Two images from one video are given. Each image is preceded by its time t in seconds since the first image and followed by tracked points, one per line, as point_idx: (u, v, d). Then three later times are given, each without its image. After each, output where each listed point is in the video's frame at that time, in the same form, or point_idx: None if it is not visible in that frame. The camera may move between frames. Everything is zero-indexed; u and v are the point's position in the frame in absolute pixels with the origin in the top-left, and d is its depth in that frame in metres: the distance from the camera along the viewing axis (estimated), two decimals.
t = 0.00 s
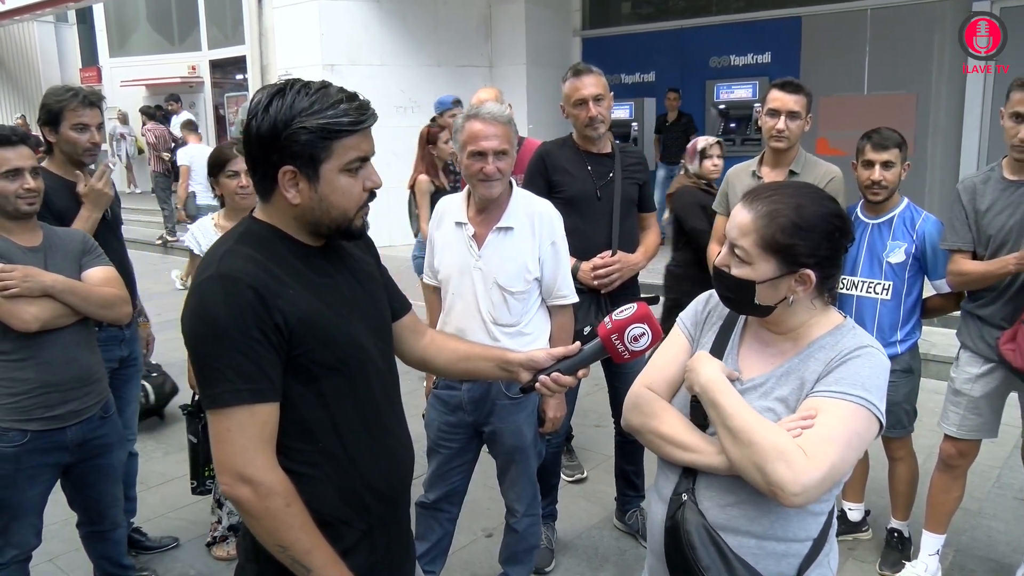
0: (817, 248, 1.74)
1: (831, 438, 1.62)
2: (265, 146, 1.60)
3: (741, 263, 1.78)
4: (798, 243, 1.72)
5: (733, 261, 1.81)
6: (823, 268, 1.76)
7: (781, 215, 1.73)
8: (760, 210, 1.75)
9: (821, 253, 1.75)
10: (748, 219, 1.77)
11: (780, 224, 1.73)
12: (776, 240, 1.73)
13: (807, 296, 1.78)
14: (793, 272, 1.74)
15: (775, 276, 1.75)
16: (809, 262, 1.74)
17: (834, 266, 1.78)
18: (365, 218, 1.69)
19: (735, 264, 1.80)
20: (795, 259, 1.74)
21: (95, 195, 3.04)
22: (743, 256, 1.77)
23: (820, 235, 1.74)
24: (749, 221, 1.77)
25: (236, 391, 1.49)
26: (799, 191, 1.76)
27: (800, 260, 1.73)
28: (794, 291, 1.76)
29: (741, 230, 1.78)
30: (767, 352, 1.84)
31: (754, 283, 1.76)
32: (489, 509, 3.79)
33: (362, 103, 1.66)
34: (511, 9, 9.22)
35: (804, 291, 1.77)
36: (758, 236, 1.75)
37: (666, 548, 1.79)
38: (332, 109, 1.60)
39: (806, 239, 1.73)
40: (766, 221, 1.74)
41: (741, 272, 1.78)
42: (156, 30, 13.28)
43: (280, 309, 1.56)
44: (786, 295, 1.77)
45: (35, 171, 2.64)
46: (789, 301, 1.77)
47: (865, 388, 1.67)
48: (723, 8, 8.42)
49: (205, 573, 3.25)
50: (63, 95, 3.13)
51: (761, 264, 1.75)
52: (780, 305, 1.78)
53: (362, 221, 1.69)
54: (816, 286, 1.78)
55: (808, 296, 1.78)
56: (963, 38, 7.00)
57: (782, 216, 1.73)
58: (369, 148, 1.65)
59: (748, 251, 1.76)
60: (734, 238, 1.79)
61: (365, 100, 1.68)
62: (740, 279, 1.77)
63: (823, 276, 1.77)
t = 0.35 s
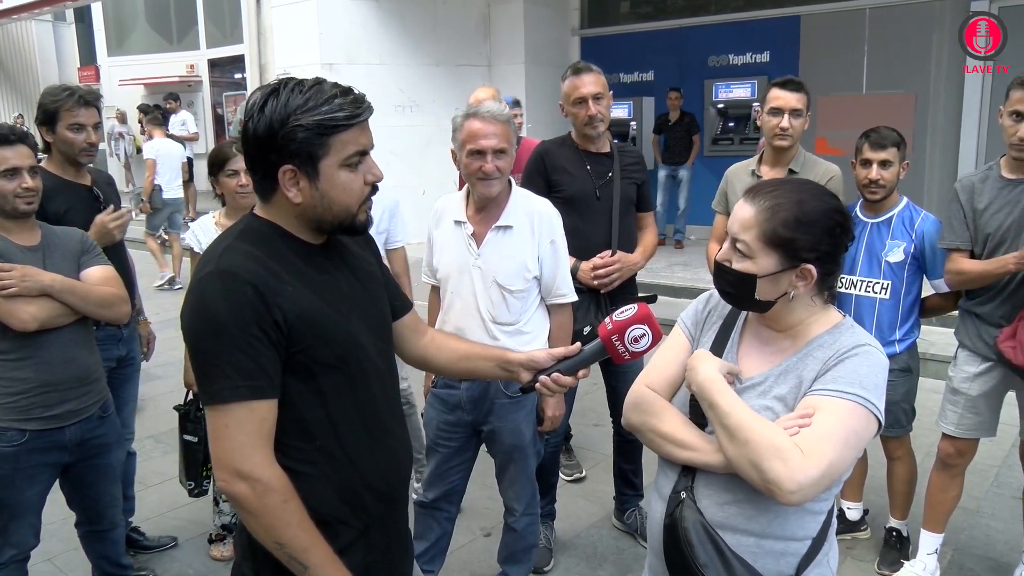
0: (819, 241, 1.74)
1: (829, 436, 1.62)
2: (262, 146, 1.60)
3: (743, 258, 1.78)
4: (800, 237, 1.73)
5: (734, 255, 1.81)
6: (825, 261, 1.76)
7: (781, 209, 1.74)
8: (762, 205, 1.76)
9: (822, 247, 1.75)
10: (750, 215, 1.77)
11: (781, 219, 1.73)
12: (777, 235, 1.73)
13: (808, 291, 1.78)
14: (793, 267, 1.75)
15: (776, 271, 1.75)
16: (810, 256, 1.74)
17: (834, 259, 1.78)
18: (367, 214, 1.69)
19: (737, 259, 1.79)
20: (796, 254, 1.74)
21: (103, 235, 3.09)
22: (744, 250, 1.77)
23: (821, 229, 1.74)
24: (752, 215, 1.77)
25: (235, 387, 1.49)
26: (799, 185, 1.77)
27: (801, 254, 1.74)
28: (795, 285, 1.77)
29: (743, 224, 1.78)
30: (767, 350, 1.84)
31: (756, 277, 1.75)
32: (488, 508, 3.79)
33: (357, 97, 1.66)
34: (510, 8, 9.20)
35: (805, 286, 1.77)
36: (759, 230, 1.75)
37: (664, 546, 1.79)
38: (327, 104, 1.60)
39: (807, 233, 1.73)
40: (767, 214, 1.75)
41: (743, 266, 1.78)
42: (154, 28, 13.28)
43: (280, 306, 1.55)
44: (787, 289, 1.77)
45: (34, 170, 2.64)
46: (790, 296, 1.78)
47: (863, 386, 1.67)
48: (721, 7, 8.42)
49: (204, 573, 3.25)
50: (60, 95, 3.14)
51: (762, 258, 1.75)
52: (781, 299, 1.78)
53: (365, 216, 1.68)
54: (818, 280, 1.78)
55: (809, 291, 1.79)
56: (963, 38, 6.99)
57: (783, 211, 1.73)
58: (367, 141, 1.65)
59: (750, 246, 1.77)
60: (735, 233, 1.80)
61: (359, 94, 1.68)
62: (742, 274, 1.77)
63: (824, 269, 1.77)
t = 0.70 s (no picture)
0: (835, 236, 1.74)
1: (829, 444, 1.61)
2: (264, 143, 1.59)
3: (760, 237, 1.78)
4: (820, 225, 1.73)
5: (751, 235, 1.81)
6: (836, 258, 1.76)
7: (810, 194, 1.75)
8: (791, 189, 1.77)
9: (839, 241, 1.75)
10: (778, 199, 1.78)
11: (808, 204, 1.75)
12: (802, 219, 1.74)
13: (816, 286, 1.78)
14: (808, 257, 1.75)
15: (791, 257, 1.75)
16: (825, 248, 1.74)
17: (847, 259, 1.78)
18: (367, 214, 1.69)
19: (754, 239, 1.80)
20: (813, 242, 1.74)
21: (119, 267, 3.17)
22: (763, 230, 1.78)
23: (843, 225, 1.75)
24: (779, 199, 1.78)
25: (238, 385, 1.49)
26: (824, 180, 1.78)
27: (817, 244, 1.74)
28: (805, 277, 1.77)
29: (769, 205, 1.79)
30: (768, 349, 1.84)
31: (769, 260, 1.75)
32: (489, 508, 3.79)
33: (360, 98, 1.66)
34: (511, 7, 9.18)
35: (815, 280, 1.77)
36: (785, 212, 1.76)
37: (665, 546, 1.79)
38: (331, 104, 1.60)
39: (831, 223, 1.74)
40: (794, 199, 1.76)
41: (757, 247, 1.78)
42: (155, 27, 13.29)
43: (282, 304, 1.55)
44: (796, 281, 1.77)
45: (36, 169, 2.64)
46: (798, 287, 1.78)
47: (863, 386, 1.67)
48: (722, 6, 8.41)
49: (205, 571, 3.25)
50: (61, 93, 3.14)
51: (780, 240, 1.76)
52: (789, 289, 1.78)
53: (365, 217, 1.68)
54: (828, 276, 1.78)
55: (817, 286, 1.79)
56: (963, 38, 7.00)
57: (812, 196, 1.75)
58: (369, 143, 1.65)
59: (771, 227, 1.77)
60: (758, 213, 1.80)
61: (363, 95, 1.68)
62: (755, 254, 1.76)
63: (836, 267, 1.77)
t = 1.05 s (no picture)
0: (830, 234, 1.75)
1: (831, 445, 1.61)
2: (266, 142, 1.59)
3: (756, 242, 1.79)
4: (814, 225, 1.74)
5: (746, 242, 1.82)
6: (833, 255, 1.76)
7: (799, 196, 1.76)
8: (780, 192, 1.78)
9: (835, 240, 1.76)
10: (768, 202, 1.79)
11: (799, 206, 1.75)
12: (793, 221, 1.75)
13: (815, 286, 1.78)
14: (805, 258, 1.75)
15: (788, 259, 1.75)
16: (821, 247, 1.75)
17: (845, 256, 1.79)
18: (369, 213, 1.69)
19: (749, 246, 1.80)
20: (808, 243, 1.75)
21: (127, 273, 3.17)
22: (757, 236, 1.79)
23: (836, 223, 1.76)
24: (768, 203, 1.78)
25: (244, 386, 1.48)
26: (817, 179, 1.79)
27: (813, 243, 1.75)
28: (804, 278, 1.77)
29: (760, 210, 1.79)
30: (771, 349, 1.83)
31: (765, 265, 1.75)
32: (490, 507, 3.79)
33: (363, 97, 1.66)
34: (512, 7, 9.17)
35: (814, 280, 1.77)
36: (775, 217, 1.77)
37: (669, 546, 1.78)
38: (333, 104, 1.60)
39: (823, 222, 1.74)
40: (784, 202, 1.76)
41: (753, 253, 1.78)
42: (156, 26, 13.30)
43: (287, 306, 1.55)
44: (796, 282, 1.77)
45: (37, 168, 2.64)
46: (798, 289, 1.78)
47: (866, 387, 1.66)
48: (724, 6, 8.41)
49: (206, 571, 3.24)
50: (63, 93, 3.14)
51: (775, 245, 1.76)
52: (790, 291, 1.78)
53: (366, 216, 1.68)
54: (826, 276, 1.78)
55: (816, 286, 1.79)
56: (963, 38, 7.02)
57: (802, 198, 1.75)
58: (371, 142, 1.65)
59: (764, 231, 1.78)
60: (751, 219, 1.81)
61: (365, 94, 1.68)
62: (752, 261, 1.77)
63: (835, 265, 1.78)
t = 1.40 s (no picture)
0: (825, 230, 1.75)
1: (820, 437, 1.60)
2: (268, 144, 1.60)
3: (751, 243, 1.80)
4: (807, 222, 1.75)
5: (742, 244, 1.82)
6: (829, 251, 1.77)
7: (790, 195, 1.76)
8: (770, 192, 1.79)
9: (829, 235, 1.76)
10: (760, 203, 1.79)
11: (790, 203, 1.76)
12: (786, 218, 1.75)
13: (814, 282, 1.79)
14: (801, 254, 1.76)
15: (784, 257, 1.76)
16: (816, 243, 1.76)
17: (841, 251, 1.79)
18: (370, 216, 1.69)
19: (745, 247, 1.81)
20: (803, 240, 1.75)
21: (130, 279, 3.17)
22: (752, 236, 1.79)
23: (829, 218, 1.76)
24: (760, 203, 1.79)
25: (244, 388, 1.49)
26: (808, 176, 1.80)
27: (808, 240, 1.75)
28: (802, 274, 1.77)
29: (752, 211, 1.80)
30: (768, 350, 1.84)
31: (763, 264, 1.76)
32: (490, 508, 3.79)
33: (365, 100, 1.66)
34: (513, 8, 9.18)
35: (812, 276, 1.77)
36: (769, 216, 1.77)
37: (666, 546, 1.79)
38: (335, 106, 1.60)
39: (816, 218, 1.75)
40: (776, 201, 1.77)
41: (750, 253, 1.79)
42: (157, 28, 13.32)
43: (286, 308, 1.55)
44: (793, 279, 1.77)
45: (37, 169, 2.64)
46: (797, 286, 1.78)
47: (859, 385, 1.66)
48: (725, 7, 8.42)
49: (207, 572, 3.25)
50: (65, 94, 3.14)
51: (770, 244, 1.77)
52: (787, 290, 1.78)
53: (367, 219, 1.68)
54: (822, 272, 1.79)
55: (814, 282, 1.79)
56: (963, 38, 7.02)
57: (793, 196, 1.76)
58: (372, 145, 1.65)
59: (759, 231, 1.78)
60: (745, 220, 1.82)
61: (366, 97, 1.68)
62: (750, 261, 1.77)
63: (830, 261, 1.78)
